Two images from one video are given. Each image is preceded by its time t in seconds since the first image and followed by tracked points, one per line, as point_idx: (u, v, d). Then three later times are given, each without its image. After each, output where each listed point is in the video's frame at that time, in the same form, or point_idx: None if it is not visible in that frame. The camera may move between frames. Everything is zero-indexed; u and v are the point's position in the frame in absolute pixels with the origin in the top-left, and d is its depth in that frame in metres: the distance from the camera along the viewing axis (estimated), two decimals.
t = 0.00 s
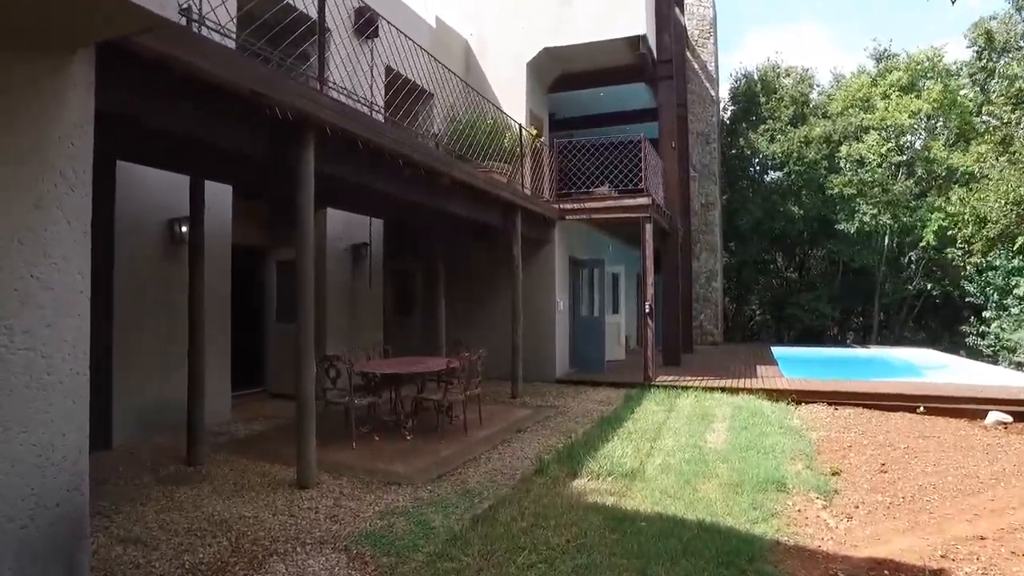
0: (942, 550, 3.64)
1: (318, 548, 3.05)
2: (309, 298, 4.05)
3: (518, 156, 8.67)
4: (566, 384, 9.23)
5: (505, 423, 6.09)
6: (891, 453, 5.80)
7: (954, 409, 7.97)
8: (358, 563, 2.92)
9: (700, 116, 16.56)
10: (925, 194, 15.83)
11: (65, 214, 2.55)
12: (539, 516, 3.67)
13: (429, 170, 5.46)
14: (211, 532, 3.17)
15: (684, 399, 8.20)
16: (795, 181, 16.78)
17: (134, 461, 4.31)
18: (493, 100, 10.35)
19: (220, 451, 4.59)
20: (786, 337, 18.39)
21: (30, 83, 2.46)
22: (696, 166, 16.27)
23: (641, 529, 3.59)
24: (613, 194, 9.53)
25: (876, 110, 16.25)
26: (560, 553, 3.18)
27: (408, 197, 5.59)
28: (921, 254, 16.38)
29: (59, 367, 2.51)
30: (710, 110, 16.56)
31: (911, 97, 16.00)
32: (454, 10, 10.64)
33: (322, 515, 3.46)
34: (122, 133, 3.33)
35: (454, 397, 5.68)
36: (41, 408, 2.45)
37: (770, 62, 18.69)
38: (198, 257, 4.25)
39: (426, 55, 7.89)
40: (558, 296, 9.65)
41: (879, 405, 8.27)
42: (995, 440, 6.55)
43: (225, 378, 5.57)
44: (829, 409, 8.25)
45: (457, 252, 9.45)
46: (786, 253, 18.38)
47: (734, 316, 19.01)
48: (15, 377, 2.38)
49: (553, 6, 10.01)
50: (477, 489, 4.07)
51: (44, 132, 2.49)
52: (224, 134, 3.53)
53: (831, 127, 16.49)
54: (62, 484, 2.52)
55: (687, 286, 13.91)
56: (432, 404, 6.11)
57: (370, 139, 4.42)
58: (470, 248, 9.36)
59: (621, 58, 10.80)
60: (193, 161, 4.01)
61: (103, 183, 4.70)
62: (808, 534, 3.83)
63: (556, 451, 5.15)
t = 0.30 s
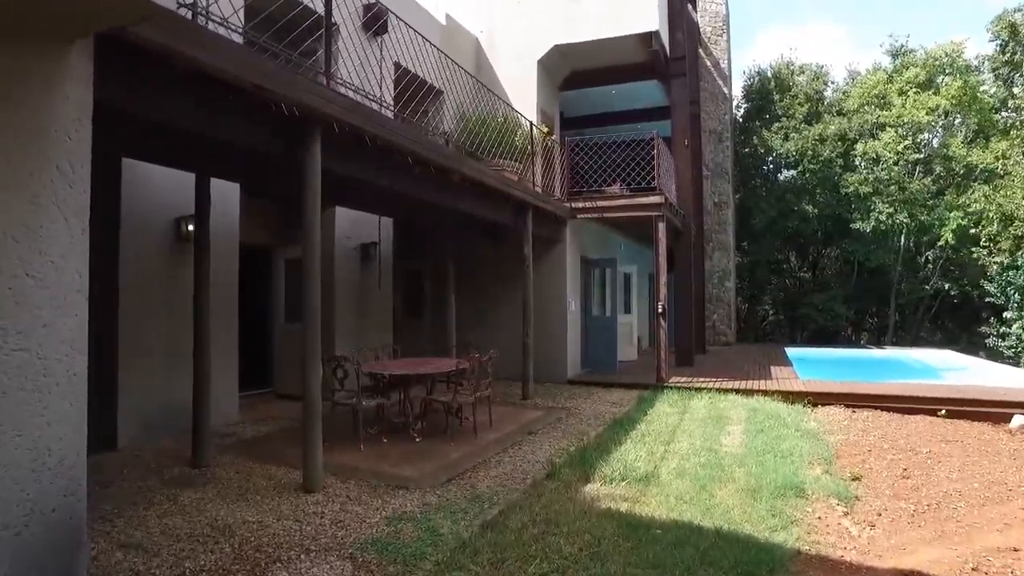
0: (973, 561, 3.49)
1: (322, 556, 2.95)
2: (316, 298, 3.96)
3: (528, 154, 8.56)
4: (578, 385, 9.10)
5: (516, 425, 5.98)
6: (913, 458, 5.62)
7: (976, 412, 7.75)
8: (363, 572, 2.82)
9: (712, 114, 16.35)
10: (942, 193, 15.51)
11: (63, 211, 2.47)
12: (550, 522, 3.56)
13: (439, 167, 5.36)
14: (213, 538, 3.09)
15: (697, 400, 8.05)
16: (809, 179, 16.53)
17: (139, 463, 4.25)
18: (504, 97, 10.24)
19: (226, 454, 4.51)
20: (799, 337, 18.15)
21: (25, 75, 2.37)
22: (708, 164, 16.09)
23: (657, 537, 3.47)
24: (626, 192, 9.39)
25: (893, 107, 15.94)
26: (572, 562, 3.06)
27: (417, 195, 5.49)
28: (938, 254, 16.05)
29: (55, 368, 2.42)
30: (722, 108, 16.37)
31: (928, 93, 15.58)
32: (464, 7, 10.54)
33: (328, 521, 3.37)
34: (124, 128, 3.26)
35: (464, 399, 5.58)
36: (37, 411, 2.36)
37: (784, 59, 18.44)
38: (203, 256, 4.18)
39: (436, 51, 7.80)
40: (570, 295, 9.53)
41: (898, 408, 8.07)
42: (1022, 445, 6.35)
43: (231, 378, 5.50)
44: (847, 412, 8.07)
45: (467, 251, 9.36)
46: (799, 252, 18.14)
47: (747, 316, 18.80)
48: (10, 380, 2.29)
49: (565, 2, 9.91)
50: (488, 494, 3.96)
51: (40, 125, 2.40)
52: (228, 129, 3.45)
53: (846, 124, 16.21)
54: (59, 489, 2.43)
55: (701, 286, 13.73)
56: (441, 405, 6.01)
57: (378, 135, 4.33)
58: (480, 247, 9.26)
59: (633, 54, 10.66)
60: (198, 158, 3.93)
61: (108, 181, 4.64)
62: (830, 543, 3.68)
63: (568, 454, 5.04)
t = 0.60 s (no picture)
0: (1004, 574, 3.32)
1: (323, 565, 2.85)
2: (320, 297, 3.86)
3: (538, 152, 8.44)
4: (587, 387, 8.97)
5: (525, 427, 5.87)
6: (934, 464, 5.44)
7: (998, 416, 7.54)
8: None
9: (724, 112, 16.15)
10: (959, 192, 15.08)
11: (57, 208, 2.38)
12: (560, 530, 3.44)
13: (447, 164, 5.26)
14: (212, 545, 3.00)
15: (710, 402, 7.91)
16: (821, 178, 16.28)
17: (141, 466, 4.17)
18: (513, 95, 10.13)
19: (229, 456, 4.43)
20: (812, 337, 17.92)
21: (16, 66, 2.28)
22: (720, 163, 15.91)
23: (671, 547, 3.34)
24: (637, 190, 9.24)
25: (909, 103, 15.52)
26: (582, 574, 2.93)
27: (425, 192, 5.38)
28: (954, 253, 15.71)
29: (46, 370, 2.33)
30: (734, 106, 16.15)
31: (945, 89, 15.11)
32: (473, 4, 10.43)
33: (331, 527, 3.27)
34: (124, 123, 3.17)
35: (472, 401, 5.47)
36: (26, 416, 2.27)
37: (796, 57, 18.18)
38: (206, 254, 4.10)
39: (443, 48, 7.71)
40: (580, 295, 9.40)
41: (917, 411, 7.86)
42: None
43: (236, 379, 5.43)
44: (864, 415, 7.88)
45: (475, 250, 9.26)
46: (812, 251, 17.90)
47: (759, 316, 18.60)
48: None
49: None
50: (496, 501, 3.84)
51: (30, 118, 2.31)
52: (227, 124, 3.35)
53: (861, 122, 15.98)
54: (48, 496, 2.33)
55: (713, 285, 13.54)
56: (449, 407, 5.91)
57: (383, 131, 4.23)
58: (489, 246, 9.16)
59: (644, 51, 10.51)
60: (200, 154, 3.85)
61: (111, 178, 4.57)
62: (852, 553, 3.52)
63: (579, 458, 4.92)
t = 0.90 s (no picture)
0: None
1: None
2: (322, 298, 3.76)
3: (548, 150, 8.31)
4: (598, 388, 8.84)
5: (534, 431, 5.74)
6: (958, 470, 5.25)
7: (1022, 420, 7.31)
8: None
9: (736, 109, 15.92)
10: (977, 189, 15.00)
11: (45, 205, 2.28)
12: (570, 540, 3.31)
13: (454, 161, 5.14)
14: (209, 554, 2.90)
15: (723, 404, 7.74)
16: (835, 176, 16.01)
17: (143, 469, 4.09)
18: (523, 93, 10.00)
19: (232, 460, 4.34)
20: (825, 338, 17.65)
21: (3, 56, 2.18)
22: (733, 161, 15.69)
23: (685, 558, 3.20)
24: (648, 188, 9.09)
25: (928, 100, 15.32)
26: None
27: (431, 190, 5.27)
28: (973, 252, 15.56)
29: (33, 374, 2.24)
30: (747, 104, 15.92)
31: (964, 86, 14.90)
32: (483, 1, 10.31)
33: (332, 536, 3.16)
34: (120, 117, 3.08)
35: (479, 404, 5.35)
36: (13, 421, 2.18)
37: (810, 53, 17.89)
38: (207, 253, 4.01)
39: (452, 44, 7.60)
40: (591, 295, 9.26)
41: (937, 414, 7.65)
42: None
43: (241, 380, 5.35)
44: (881, 418, 7.68)
45: (484, 250, 9.15)
46: (825, 250, 17.64)
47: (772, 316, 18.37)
48: None
49: None
50: (503, 508, 3.72)
51: (17, 111, 2.21)
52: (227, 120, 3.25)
53: (876, 119, 15.63)
54: (34, 506, 2.23)
55: (725, 285, 13.34)
56: (457, 410, 5.79)
57: (388, 127, 4.12)
58: (498, 245, 9.05)
59: (656, 47, 10.35)
60: (200, 150, 3.76)
61: (113, 176, 4.49)
62: (876, 566, 3.36)
63: (589, 463, 4.79)
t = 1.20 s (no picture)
0: None
1: None
2: (324, 298, 3.65)
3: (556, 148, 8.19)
4: (607, 390, 8.72)
5: (542, 434, 5.62)
6: (980, 476, 5.09)
7: None
8: None
9: (746, 107, 15.76)
10: (992, 188, 14.73)
11: (33, 202, 2.19)
12: (579, 550, 3.19)
13: (461, 158, 5.04)
14: (205, 564, 2.80)
15: (734, 407, 7.60)
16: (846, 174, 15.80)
17: (142, 473, 4.01)
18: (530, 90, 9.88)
19: (233, 463, 4.25)
20: (836, 338, 17.44)
21: None
22: (742, 159, 15.53)
23: (699, 568, 3.06)
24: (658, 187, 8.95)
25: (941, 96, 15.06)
26: None
27: (437, 188, 5.16)
28: (988, 252, 15.36)
29: (20, 378, 2.14)
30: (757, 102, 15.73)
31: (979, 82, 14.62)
32: None
33: (333, 545, 3.05)
34: (114, 111, 2.98)
35: (486, 407, 5.23)
36: None
37: (821, 50, 17.68)
38: (207, 252, 3.91)
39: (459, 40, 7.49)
40: (599, 295, 9.12)
41: (954, 417, 7.47)
42: None
43: (243, 382, 5.26)
44: (897, 420, 7.51)
45: (491, 249, 9.04)
46: (836, 249, 17.43)
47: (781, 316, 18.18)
48: None
49: None
50: (509, 515, 3.61)
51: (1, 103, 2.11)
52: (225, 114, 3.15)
53: (889, 116, 15.37)
54: (19, 516, 2.13)
55: (735, 285, 13.17)
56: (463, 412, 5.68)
57: (392, 123, 4.01)
58: (505, 244, 8.94)
59: (665, 43, 10.21)
60: (199, 147, 3.66)
61: (114, 173, 4.41)
62: None
63: (598, 468, 4.66)
